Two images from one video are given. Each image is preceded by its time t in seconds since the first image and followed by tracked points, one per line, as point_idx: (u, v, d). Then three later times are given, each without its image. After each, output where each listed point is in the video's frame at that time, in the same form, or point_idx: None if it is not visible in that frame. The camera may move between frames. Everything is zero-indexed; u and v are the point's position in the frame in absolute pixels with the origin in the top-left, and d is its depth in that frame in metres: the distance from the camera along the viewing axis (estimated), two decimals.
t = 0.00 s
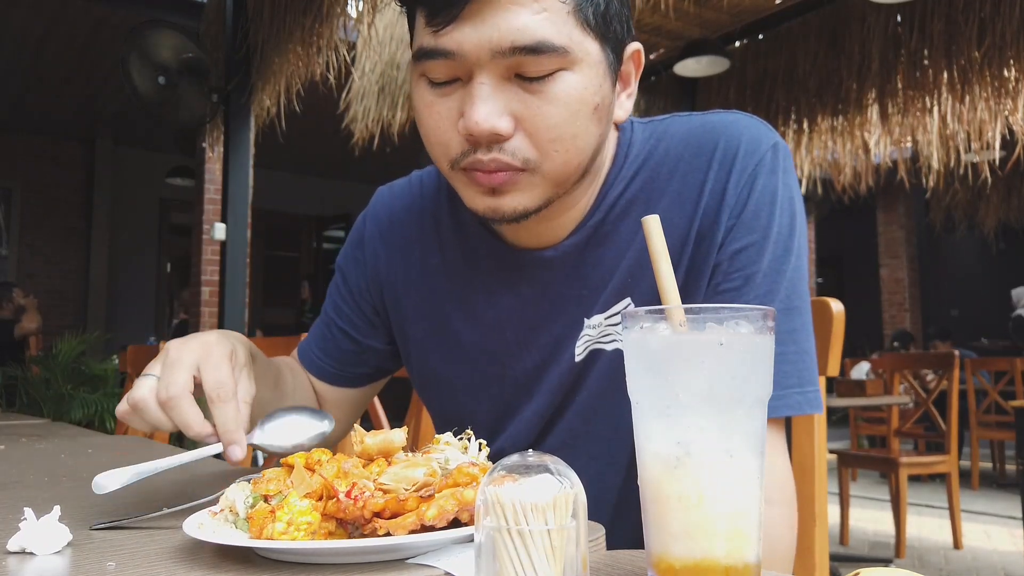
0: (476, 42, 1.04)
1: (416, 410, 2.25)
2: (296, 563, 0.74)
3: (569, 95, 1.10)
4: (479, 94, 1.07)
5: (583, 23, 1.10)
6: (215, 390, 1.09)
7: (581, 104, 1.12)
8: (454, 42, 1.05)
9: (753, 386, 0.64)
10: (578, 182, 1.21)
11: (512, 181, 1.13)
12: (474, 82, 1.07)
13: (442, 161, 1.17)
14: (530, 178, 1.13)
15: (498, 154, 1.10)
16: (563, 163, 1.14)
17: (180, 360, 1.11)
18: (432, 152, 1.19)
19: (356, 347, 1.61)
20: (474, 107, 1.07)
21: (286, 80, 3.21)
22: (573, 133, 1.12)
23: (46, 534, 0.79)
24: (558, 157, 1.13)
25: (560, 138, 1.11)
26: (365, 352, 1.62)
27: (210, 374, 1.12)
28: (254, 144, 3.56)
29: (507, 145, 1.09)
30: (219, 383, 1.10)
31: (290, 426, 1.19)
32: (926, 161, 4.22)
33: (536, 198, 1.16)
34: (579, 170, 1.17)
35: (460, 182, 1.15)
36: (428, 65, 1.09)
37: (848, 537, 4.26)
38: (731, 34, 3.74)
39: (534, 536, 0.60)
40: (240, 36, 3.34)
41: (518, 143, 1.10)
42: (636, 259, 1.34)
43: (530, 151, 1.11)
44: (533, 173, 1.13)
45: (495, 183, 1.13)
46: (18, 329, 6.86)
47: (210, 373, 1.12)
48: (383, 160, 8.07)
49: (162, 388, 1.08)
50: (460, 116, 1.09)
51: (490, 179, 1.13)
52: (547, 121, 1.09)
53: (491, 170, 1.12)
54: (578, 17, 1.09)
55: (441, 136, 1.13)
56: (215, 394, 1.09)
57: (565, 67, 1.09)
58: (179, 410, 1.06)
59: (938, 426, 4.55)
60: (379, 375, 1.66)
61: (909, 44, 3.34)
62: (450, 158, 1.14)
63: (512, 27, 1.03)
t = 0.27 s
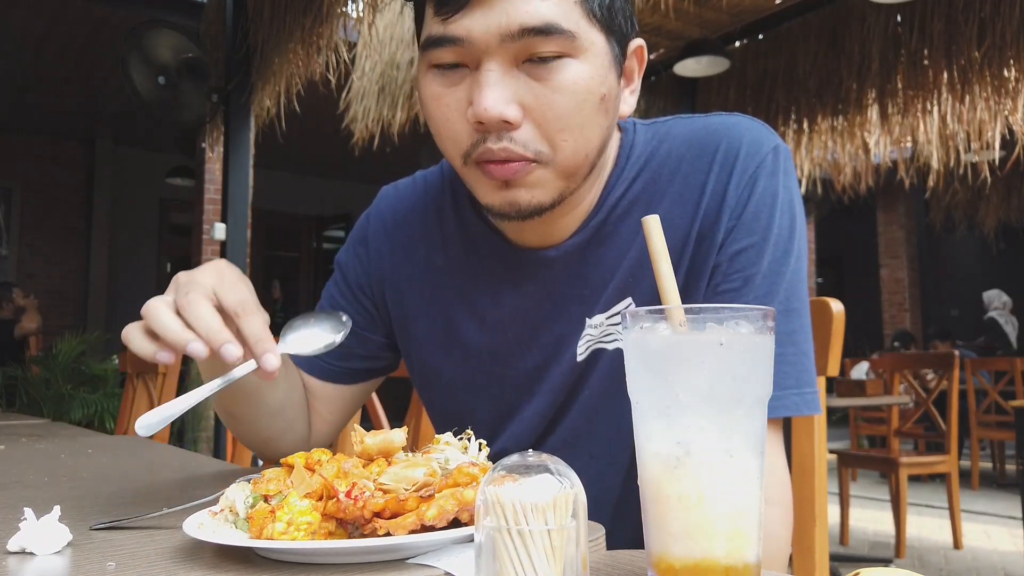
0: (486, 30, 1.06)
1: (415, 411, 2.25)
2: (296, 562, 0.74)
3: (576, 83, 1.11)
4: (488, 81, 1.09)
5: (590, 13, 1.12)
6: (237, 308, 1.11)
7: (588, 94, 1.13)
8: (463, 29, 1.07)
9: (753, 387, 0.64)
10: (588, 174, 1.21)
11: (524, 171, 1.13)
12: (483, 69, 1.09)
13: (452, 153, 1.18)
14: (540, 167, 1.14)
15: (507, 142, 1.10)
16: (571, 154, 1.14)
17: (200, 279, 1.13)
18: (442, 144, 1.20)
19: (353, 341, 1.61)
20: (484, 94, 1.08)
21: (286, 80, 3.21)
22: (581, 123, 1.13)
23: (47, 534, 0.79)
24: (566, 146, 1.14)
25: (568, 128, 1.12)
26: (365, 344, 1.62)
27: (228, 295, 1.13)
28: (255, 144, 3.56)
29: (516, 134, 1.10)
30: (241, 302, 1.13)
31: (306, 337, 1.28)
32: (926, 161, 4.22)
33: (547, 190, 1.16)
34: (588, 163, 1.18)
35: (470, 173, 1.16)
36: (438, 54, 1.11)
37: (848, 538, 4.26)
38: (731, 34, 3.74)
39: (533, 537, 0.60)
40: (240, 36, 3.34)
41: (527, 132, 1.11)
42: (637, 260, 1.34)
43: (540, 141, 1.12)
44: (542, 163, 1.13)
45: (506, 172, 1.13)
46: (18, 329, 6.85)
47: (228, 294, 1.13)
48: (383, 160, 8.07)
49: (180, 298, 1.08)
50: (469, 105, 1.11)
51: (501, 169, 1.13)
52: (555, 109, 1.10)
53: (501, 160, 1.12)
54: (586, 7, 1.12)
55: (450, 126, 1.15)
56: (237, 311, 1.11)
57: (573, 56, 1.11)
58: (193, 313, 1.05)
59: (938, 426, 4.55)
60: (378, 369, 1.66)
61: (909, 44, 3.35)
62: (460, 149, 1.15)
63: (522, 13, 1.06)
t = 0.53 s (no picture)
0: (483, 18, 1.08)
1: (415, 411, 2.25)
2: (297, 562, 0.74)
3: (569, 73, 1.13)
4: (484, 70, 1.10)
5: (585, 8, 1.15)
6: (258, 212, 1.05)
7: (582, 84, 1.15)
8: (460, 19, 1.09)
9: (752, 387, 0.64)
10: (579, 168, 1.22)
11: (513, 161, 1.14)
12: (479, 59, 1.11)
13: (444, 145, 1.18)
14: (531, 156, 1.14)
15: (500, 130, 1.11)
16: (562, 144, 1.15)
17: (224, 185, 1.07)
18: (435, 136, 1.21)
19: (363, 323, 1.55)
20: (479, 82, 1.10)
21: (286, 80, 3.21)
22: (574, 113, 1.15)
23: (47, 533, 0.79)
24: (559, 137, 1.15)
25: (559, 117, 1.13)
26: (377, 328, 1.56)
27: (250, 198, 1.06)
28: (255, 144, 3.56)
29: (508, 122, 1.11)
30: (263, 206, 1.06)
31: (332, 241, 1.20)
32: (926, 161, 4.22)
33: (537, 180, 1.16)
34: (579, 156, 1.19)
35: (462, 164, 1.16)
36: (434, 43, 1.13)
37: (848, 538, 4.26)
38: (731, 34, 3.75)
39: (533, 536, 0.60)
40: (240, 36, 3.34)
41: (520, 120, 1.12)
42: (632, 259, 1.34)
43: (531, 129, 1.12)
44: (534, 152, 1.14)
45: (495, 161, 1.14)
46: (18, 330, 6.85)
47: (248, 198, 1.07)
48: (383, 159, 8.06)
49: (215, 213, 1.03)
50: (465, 95, 1.13)
51: (493, 159, 1.14)
52: (548, 98, 1.12)
53: (492, 149, 1.13)
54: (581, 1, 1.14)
55: (444, 116, 1.16)
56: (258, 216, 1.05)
57: (566, 46, 1.13)
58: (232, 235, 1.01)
59: (938, 426, 4.55)
60: (386, 356, 1.59)
61: (909, 44, 3.35)
62: (452, 139, 1.16)
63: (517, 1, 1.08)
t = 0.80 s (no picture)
0: (467, 6, 1.09)
1: (416, 411, 2.26)
2: (296, 562, 0.74)
3: (553, 63, 1.13)
4: (468, 58, 1.11)
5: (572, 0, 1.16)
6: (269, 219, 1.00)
7: (567, 76, 1.15)
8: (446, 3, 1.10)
9: (752, 387, 0.64)
10: (567, 161, 1.21)
11: (497, 151, 1.14)
12: (465, 46, 1.12)
13: (435, 135, 1.19)
14: (515, 145, 1.14)
15: (483, 119, 1.12)
16: (548, 135, 1.15)
17: (232, 191, 1.02)
18: (426, 128, 1.21)
19: (370, 325, 1.55)
20: (462, 69, 1.10)
21: (286, 80, 3.21)
22: (560, 105, 1.15)
23: (47, 533, 0.79)
24: (543, 127, 1.14)
25: (544, 107, 1.13)
26: (384, 330, 1.57)
27: (261, 203, 1.01)
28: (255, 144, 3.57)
29: (492, 111, 1.12)
30: (273, 212, 1.01)
31: (369, 244, 1.04)
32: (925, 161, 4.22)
33: (523, 172, 1.16)
34: (566, 149, 1.19)
35: (451, 154, 1.17)
36: (422, 32, 1.15)
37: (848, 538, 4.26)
38: (731, 34, 3.75)
39: (534, 536, 0.60)
40: (240, 36, 3.35)
41: (503, 110, 1.12)
42: (632, 258, 1.34)
43: (515, 119, 1.13)
44: (519, 143, 1.14)
45: (481, 150, 1.14)
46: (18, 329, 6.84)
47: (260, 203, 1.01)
48: (383, 160, 8.06)
49: (223, 224, 0.99)
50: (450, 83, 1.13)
51: (478, 148, 1.14)
52: (531, 88, 1.12)
53: (478, 138, 1.13)
54: None
55: (433, 107, 1.16)
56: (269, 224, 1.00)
57: (552, 37, 1.14)
58: (241, 250, 0.97)
59: (938, 426, 4.55)
60: (389, 357, 1.59)
61: (909, 44, 3.35)
62: (441, 129, 1.17)
63: None
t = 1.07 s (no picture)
0: None
1: (416, 411, 2.26)
2: (296, 562, 0.75)
3: (548, 50, 1.15)
4: (465, 48, 1.14)
5: None
6: (267, 223, 0.99)
7: (563, 63, 1.16)
8: None
9: (753, 387, 0.64)
10: (558, 150, 1.21)
11: (489, 132, 1.15)
12: (462, 37, 1.15)
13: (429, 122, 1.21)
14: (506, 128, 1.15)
15: (480, 101, 1.14)
16: (541, 120, 1.16)
17: (232, 193, 1.02)
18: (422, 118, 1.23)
19: (370, 328, 1.56)
20: (458, 59, 1.14)
21: (286, 80, 3.21)
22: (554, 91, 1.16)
23: (49, 533, 0.79)
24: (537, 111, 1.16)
25: (539, 91, 1.15)
26: (385, 332, 1.57)
27: (260, 207, 1.01)
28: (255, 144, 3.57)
29: (489, 93, 1.14)
30: (272, 216, 1.00)
31: (369, 256, 1.03)
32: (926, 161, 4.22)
33: (513, 154, 1.17)
34: (558, 137, 1.19)
35: (446, 139, 1.18)
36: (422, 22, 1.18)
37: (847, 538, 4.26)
38: (731, 34, 3.76)
39: (534, 537, 0.60)
40: (240, 37, 3.35)
41: (502, 91, 1.14)
42: (631, 258, 1.34)
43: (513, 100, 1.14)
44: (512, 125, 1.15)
45: (470, 130, 1.15)
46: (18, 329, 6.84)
47: (258, 206, 1.01)
48: (382, 160, 8.06)
49: (220, 225, 0.98)
50: (446, 70, 1.16)
51: (467, 122, 1.15)
52: (525, 72, 1.14)
53: (469, 116, 1.15)
54: None
55: (428, 94, 1.19)
56: (267, 227, 0.99)
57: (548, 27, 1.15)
58: (237, 252, 0.96)
59: (938, 426, 4.54)
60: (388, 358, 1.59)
61: (910, 44, 3.35)
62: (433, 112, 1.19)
63: None
